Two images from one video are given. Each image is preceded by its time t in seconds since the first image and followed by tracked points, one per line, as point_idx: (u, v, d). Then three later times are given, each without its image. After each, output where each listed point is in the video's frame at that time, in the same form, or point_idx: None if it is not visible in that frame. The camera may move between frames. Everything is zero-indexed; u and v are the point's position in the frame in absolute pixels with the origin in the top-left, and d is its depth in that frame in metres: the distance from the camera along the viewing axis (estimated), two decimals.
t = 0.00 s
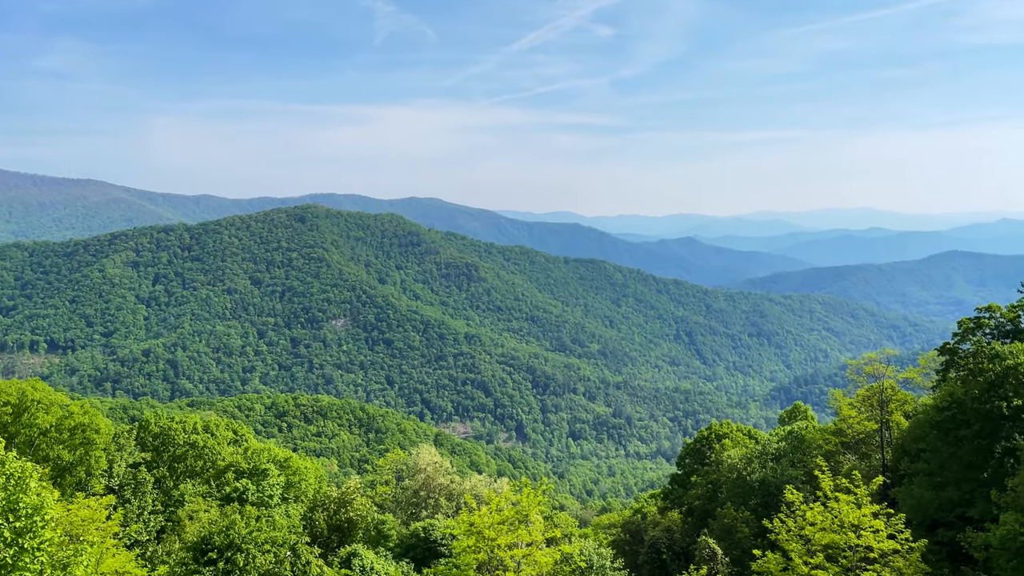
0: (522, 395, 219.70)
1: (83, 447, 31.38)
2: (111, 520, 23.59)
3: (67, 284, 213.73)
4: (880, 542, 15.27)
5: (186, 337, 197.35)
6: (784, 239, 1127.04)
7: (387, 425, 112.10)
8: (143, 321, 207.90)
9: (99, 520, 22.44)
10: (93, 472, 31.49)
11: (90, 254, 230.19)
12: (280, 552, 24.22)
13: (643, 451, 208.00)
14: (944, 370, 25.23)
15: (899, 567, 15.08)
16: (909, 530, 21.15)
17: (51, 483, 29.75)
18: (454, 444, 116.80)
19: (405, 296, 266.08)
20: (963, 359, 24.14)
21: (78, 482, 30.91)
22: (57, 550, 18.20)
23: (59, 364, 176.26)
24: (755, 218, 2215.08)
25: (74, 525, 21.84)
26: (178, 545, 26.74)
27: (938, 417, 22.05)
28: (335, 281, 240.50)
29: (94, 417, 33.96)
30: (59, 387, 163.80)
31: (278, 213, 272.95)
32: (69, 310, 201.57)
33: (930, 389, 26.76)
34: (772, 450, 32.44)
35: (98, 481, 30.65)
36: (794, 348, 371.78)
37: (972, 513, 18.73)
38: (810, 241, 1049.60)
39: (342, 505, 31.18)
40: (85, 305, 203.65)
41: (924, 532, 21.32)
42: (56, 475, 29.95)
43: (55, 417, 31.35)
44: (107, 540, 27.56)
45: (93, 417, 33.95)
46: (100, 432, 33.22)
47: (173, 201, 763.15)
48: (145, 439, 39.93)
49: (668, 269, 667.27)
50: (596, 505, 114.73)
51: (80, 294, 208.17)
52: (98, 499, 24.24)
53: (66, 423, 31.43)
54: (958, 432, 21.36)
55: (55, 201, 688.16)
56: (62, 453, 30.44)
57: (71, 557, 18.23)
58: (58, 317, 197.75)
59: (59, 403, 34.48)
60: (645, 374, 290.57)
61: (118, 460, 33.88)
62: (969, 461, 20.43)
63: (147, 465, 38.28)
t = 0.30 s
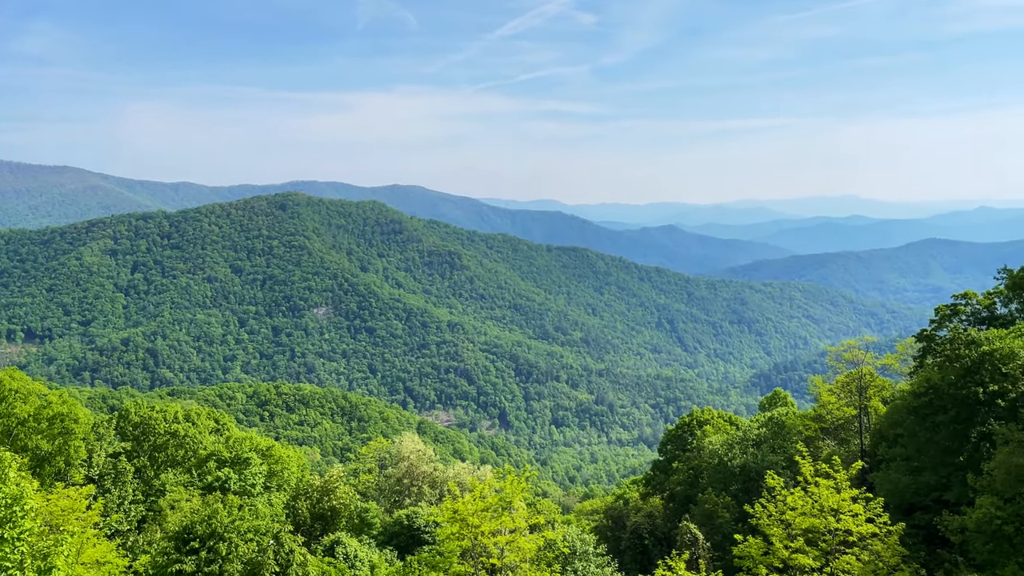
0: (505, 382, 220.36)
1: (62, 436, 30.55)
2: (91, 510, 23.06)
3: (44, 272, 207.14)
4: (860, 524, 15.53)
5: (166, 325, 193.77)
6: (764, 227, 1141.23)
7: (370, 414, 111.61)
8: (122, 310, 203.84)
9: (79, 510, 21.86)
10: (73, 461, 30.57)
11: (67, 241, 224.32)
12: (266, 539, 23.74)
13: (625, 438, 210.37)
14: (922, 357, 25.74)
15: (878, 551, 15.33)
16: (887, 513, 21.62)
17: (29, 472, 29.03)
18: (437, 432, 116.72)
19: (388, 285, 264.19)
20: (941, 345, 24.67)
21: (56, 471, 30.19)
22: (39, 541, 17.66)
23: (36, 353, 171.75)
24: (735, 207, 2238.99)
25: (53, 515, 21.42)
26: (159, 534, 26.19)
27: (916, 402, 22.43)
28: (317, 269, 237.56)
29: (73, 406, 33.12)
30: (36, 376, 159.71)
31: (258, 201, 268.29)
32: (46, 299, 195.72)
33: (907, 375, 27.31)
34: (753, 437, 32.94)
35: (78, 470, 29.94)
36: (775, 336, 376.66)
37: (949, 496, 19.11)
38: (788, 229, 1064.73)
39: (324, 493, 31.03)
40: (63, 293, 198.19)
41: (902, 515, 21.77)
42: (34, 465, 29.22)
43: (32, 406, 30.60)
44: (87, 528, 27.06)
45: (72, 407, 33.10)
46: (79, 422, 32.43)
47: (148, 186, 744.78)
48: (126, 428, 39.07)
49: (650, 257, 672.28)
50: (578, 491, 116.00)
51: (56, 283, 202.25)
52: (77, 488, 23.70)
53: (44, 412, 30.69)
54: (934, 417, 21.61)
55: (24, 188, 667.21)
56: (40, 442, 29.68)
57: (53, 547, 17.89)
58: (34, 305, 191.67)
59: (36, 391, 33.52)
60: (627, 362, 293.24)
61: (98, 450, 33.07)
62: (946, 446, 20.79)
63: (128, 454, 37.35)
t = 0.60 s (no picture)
0: (486, 370, 220.72)
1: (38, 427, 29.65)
2: (69, 501, 22.39)
3: (17, 261, 200.74)
4: (837, 508, 15.83)
5: (143, 314, 189.78)
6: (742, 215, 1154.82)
7: (350, 402, 110.77)
8: (98, 299, 198.21)
9: (55, 500, 21.14)
10: (50, 452, 30.00)
11: (40, 229, 217.69)
12: (246, 530, 21.60)
13: (606, 424, 212.48)
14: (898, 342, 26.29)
15: (855, 534, 15.61)
16: (864, 497, 22.12)
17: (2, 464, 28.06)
18: (418, 420, 116.56)
19: (368, 273, 261.79)
20: (917, 331, 25.17)
21: (33, 462, 29.50)
22: (12, 530, 16.69)
23: (9, 343, 167.20)
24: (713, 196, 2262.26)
25: (31, 505, 20.51)
26: (138, 526, 25.43)
27: (893, 387, 22.90)
28: (295, 257, 234.14)
29: (49, 396, 32.17)
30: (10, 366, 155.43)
31: (236, 188, 263.00)
32: (19, 289, 190.06)
33: (883, 360, 27.90)
34: (732, 422, 33.59)
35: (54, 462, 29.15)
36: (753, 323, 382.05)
37: (924, 478, 19.56)
38: (766, 217, 1079.75)
39: (305, 482, 30.33)
40: (36, 282, 192.74)
41: (877, 498, 22.24)
42: (10, 456, 28.61)
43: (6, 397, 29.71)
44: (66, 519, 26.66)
45: (48, 397, 32.23)
46: (55, 412, 31.43)
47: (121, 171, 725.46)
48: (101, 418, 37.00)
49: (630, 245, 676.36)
50: (559, 477, 117.25)
51: (29, 272, 196.64)
52: (54, 478, 22.98)
53: (19, 403, 29.74)
54: (910, 402, 22.11)
55: None
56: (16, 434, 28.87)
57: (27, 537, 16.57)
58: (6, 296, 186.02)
59: (10, 381, 32.32)
60: (607, 349, 295.63)
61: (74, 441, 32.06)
62: (922, 430, 21.18)
63: (104, 444, 35.62)
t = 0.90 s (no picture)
0: (467, 358, 220.69)
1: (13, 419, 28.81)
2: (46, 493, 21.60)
3: None
4: (814, 492, 16.09)
5: (120, 304, 185.94)
6: (721, 203, 1166.33)
7: (331, 391, 109.89)
8: (74, 289, 192.78)
9: (35, 492, 20.50)
10: (26, 443, 29.17)
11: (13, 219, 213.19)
12: (226, 520, 20.33)
13: (586, 411, 214.29)
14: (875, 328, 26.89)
15: (833, 515, 15.92)
16: (840, 480, 22.69)
17: None
18: (400, 409, 116.33)
19: (348, 262, 258.95)
20: (891, 317, 25.78)
21: (8, 454, 28.69)
22: None
23: None
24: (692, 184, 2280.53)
25: (6, 497, 20.07)
26: (118, 517, 24.98)
27: (869, 372, 23.47)
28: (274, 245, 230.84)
29: (24, 387, 31.25)
30: None
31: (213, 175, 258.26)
32: None
33: (859, 345, 28.54)
34: (712, 407, 34.14)
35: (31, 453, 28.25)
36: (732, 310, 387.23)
37: (898, 462, 20.18)
38: (744, 205, 1092.18)
39: (285, 472, 30.19)
40: (7, 273, 188.67)
41: (853, 482, 22.83)
42: None
43: None
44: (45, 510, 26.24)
45: (23, 387, 31.36)
46: (32, 403, 30.56)
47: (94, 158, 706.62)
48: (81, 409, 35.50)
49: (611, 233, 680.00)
50: (541, 464, 118.18)
51: None
52: (32, 470, 22.20)
53: None
54: (887, 387, 22.58)
55: None
56: None
57: (4, 531, 16.87)
58: None
59: None
60: (587, 336, 297.66)
61: (51, 431, 31.18)
62: (897, 415, 21.75)
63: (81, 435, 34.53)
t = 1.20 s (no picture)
0: (449, 349, 220.27)
1: None
2: (24, 486, 20.77)
3: None
4: (794, 477, 16.35)
5: (97, 296, 182.28)
6: (701, 193, 1175.74)
7: (313, 382, 108.59)
8: (50, 280, 189.22)
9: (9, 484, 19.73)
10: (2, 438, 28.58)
11: None
12: (208, 511, 19.83)
13: (568, 400, 215.43)
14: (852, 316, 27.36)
15: (812, 501, 16.21)
16: (819, 467, 23.13)
17: None
18: (382, 399, 115.90)
19: (328, 252, 255.86)
20: (869, 305, 26.27)
21: None
22: None
23: None
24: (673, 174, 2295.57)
25: None
26: (96, 511, 24.55)
27: (848, 360, 23.74)
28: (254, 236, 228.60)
29: None
30: None
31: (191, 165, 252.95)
32: None
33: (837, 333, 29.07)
34: (692, 396, 34.61)
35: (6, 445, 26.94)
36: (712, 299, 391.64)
37: (877, 448, 20.65)
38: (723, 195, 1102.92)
39: (267, 463, 29.88)
40: None
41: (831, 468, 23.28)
42: None
43: None
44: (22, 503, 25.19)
45: None
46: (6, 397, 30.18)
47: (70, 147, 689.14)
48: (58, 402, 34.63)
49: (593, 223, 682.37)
50: (524, 453, 118.79)
51: None
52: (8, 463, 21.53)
53: None
54: (865, 373, 22.96)
55: None
56: None
57: None
58: None
59: None
60: (569, 326, 298.98)
61: (27, 424, 30.05)
62: (875, 402, 22.21)
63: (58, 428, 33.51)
